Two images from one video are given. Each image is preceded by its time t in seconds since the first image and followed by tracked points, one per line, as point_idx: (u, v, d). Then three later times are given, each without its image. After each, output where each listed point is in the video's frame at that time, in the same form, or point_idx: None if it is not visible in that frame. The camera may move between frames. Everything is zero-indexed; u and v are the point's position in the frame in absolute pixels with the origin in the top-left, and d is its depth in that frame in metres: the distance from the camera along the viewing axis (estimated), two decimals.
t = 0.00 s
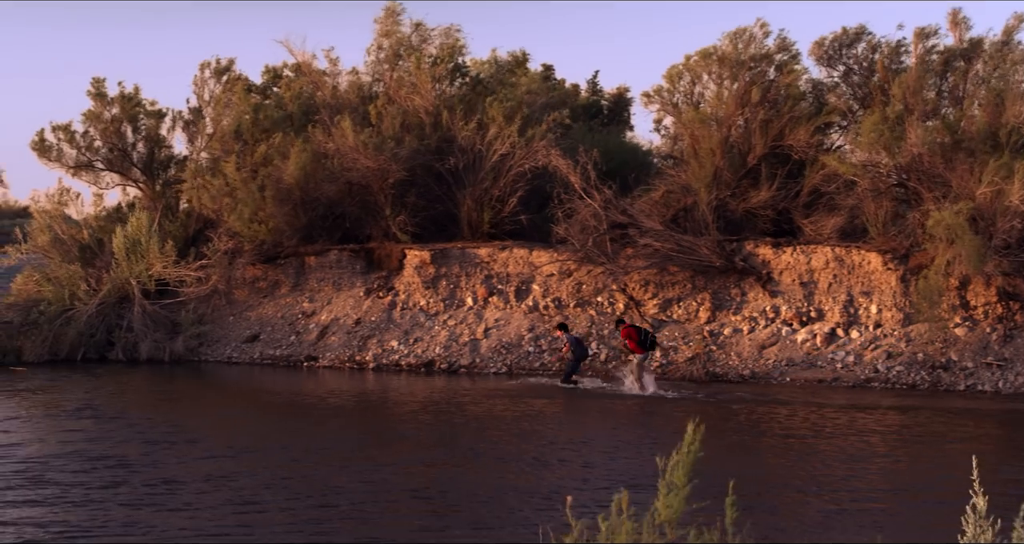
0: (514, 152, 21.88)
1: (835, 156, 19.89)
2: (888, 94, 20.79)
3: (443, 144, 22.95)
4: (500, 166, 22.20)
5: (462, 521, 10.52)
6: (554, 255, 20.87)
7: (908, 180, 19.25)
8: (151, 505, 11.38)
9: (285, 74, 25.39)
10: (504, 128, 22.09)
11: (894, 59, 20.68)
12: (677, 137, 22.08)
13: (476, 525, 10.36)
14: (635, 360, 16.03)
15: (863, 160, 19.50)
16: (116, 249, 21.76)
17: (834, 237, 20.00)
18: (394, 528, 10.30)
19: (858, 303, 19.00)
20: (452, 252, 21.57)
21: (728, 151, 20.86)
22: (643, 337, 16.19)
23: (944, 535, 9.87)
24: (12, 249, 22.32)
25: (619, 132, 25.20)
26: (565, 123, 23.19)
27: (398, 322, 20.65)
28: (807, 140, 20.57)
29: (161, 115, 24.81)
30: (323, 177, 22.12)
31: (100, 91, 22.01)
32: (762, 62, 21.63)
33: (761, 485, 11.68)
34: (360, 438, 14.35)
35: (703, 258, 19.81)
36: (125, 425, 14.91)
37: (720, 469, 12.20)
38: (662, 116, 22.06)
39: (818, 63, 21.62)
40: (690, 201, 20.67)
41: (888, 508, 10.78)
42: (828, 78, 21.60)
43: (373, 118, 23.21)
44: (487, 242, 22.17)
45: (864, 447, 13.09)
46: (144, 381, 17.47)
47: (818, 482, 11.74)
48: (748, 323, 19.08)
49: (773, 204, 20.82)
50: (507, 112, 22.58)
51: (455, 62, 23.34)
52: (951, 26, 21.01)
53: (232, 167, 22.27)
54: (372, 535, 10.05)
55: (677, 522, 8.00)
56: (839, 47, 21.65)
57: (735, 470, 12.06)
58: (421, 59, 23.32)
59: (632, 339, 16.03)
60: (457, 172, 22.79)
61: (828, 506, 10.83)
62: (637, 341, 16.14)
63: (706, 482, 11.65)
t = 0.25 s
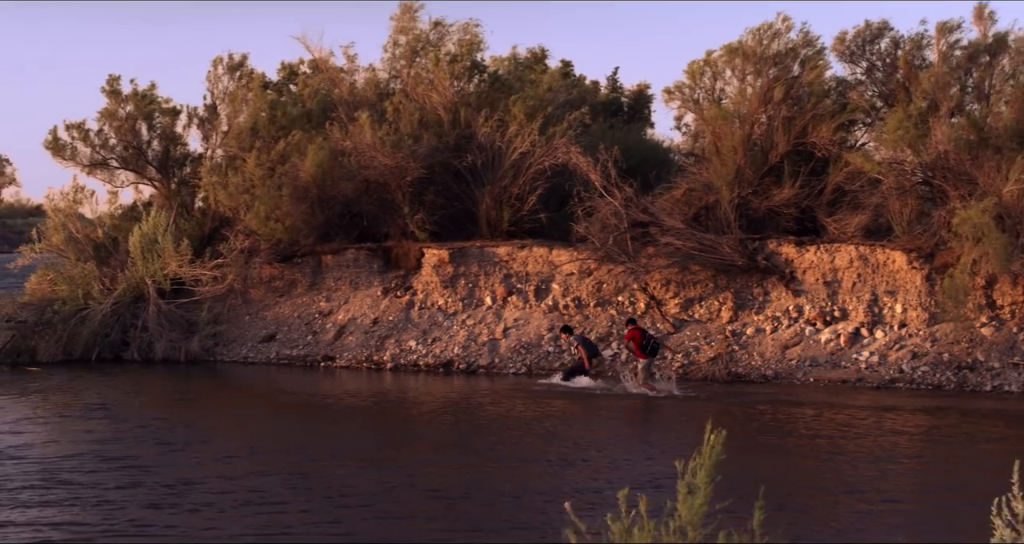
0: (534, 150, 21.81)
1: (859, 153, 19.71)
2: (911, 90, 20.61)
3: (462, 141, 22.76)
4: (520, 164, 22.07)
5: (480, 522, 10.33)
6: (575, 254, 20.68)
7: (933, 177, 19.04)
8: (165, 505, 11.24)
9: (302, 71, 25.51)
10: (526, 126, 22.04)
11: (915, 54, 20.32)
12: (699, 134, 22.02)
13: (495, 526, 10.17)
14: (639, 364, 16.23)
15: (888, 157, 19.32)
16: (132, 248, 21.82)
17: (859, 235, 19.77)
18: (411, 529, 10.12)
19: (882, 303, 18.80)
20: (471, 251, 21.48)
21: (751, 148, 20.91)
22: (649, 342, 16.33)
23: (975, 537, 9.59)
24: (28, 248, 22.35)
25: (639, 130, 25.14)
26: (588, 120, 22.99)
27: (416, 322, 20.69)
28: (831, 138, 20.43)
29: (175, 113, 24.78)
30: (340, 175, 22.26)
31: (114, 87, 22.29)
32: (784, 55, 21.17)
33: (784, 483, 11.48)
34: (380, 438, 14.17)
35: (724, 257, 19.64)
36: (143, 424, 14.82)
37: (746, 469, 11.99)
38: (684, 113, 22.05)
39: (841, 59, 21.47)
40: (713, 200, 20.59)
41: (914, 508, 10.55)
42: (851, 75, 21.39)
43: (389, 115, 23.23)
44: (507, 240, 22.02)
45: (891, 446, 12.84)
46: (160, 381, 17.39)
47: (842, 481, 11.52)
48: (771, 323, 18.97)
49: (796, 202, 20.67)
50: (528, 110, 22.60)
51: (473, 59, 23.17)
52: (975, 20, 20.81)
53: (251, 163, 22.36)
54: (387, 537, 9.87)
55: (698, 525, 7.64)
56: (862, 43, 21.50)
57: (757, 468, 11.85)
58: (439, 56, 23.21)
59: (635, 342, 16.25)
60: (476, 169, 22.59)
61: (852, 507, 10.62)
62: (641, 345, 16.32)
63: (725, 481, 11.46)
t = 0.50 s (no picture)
0: (551, 147, 21.68)
1: (881, 151, 19.58)
2: (935, 86, 20.55)
3: (479, 138, 22.55)
4: (537, 162, 21.91)
5: (500, 522, 10.13)
6: (592, 253, 20.50)
7: (957, 175, 18.94)
8: (178, 506, 11.06)
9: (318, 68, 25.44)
10: (543, 123, 21.92)
11: (940, 50, 20.41)
12: (718, 131, 21.90)
13: (515, 526, 9.96)
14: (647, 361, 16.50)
15: (910, 155, 19.22)
16: (144, 247, 21.69)
17: (880, 234, 19.52)
18: (429, 530, 9.91)
19: (904, 302, 18.66)
20: (487, 250, 21.29)
21: (771, 146, 20.78)
22: (656, 339, 16.60)
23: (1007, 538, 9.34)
24: (39, 247, 22.25)
25: (657, 127, 25.06)
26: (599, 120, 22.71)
27: (432, 321, 20.57)
28: (852, 135, 20.25)
29: (188, 111, 24.59)
30: (355, 173, 22.14)
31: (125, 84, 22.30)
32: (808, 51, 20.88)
33: (808, 482, 11.27)
34: (398, 438, 13.97)
35: (744, 256, 19.33)
36: (157, 424, 14.67)
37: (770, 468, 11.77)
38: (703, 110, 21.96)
39: (862, 55, 21.38)
40: (732, 198, 20.45)
41: (941, 508, 10.33)
42: (873, 71, 21.38)
43: (405, 112, 23.22)
44: (524, 239, 21.87)
45: (918, 445, 12.59)
46: (173, 381, 17.25)
47: (867, 480, 11.31)
48: (791, 323, 18.79)
49: (817, 200, 20.45)
50: (546, 108, 22.53)
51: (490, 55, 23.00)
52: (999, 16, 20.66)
53: (266, 161, 22.33)
54: (405, 537, 9.66)
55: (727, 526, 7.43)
56: (881, 40, 21.35)
57: (780, 467, 11.66)
58: (456, 53, 23.14)
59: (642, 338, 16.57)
60: (492, 167, 22.41)
61: (878, 506, 10.42)
62: (648, 342, 16.59)
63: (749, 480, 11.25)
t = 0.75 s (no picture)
0: (568, 146, 21.58)
1: (901, 148, 19.46)
2: (956, 82, 20.48)
3: (494, 136, 22.56)
4: (552, 159, 21.78)
5: (519, 523, 9.97)
6: (608, 251, 20.32)
7: (978, 173, 18.85)
8: (191, 507, 10.90)
9: (330, 65, 25.31)
10: (561, 121, 21.88)
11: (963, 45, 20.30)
12: (736, 128, 21.76)
13: (534, 527, 9.79)
14: (650, 365, 16.13)
15: (930, 153, 19.08)
16: (155, 246, 21.57)
17: (899, 233, 19.40)
18: (447, 532, 9.75)
19: (924, 302, 18.47)
20: (502, 249, 21.10)
21: (789, 144, 20.63)
22: (658, 343, 16.26)
23: None
24: (49, 245, 22.15)
25: (674, 124, 25.00)
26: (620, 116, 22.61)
27: (446, 321, 20.44)
28: (871, 134, 20.20)
29: (199, 108, 24.57)
30: (369, 171, 22.05)
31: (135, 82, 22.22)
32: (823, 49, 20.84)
33: (832, 474, 11.05)
34: (417, 437, 13.83)
35: (762, 255, 19.23)
36: (170, 424, 14.54)
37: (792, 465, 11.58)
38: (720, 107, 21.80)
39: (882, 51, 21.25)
40: (749, 197, 20.16)
41: (969, 505, 10.12)
42: (894, 66, 21.27)
43: (419, 109, 23.14)
44: (539, 238, 21.76)
45: (941, 445, 12.39)
46: (186, 381, 17.12)
47: (891, 474, 11.09)
48: (809, 323, 18.60)
49: (835, 199, 20.30)
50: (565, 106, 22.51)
51: (506, 52, 22.96)
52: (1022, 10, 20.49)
53: (276, 160, 22.20)
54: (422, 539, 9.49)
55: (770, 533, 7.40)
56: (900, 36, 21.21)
57: (801, 463, 11.47)
58: (472, 49, 23.11)
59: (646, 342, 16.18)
60: (507, 165, 22.28)
61: (905, 498, 10.21)
62: (652, 346, 16.22)
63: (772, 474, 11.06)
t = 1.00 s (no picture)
0: (583, 144, 21.47)
1: (918, 146, 19.53)
2: (974, 80, 20.53)
3: (508, 134, 22.52)
4: (567, 158, 21.66)
5: (534, 524, 9.81)
6: (621, 250, 20.19)
7: (995, 172, 18.91)
8: (205, 508, 10.77)
9: (340, 62, 25.08)
10: (577, 119, 21.70)
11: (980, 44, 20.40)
12: (751, 126, 21.69)
13: (551, 528, 9.63)
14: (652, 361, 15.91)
15: (948, 151, 19.20)
16: (166, 245, 21.50)
17: (917, 231, 19.32)
18: (462, 533, 9.59)
19: (941, 301, 18.36)
20: (515, 248, 20.97)
21: (805, 142, 20.63)
22: (660, 338, 16.06)
23: None
24: (59, 244, 22.04)
25: (688, 122, 24.92)
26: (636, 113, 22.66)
27: (459, 321, 20.33)
28: (887, 131, 20.15)
29: (209, 105, 24.40)
30: (380, 169, 21.90)
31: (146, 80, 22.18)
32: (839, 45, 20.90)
33: (854, 474, 10.90)
34: (436, 436, 13.73)
35: (778, 254, 19.13)
36: (182, 425, 14.41)
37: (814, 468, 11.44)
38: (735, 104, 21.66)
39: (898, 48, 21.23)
40: (765, 195, 20.16)
41: (996, 505, 9.96)
42: (909, 64, 21.27)
43: (433, 108, 22.87)
44: (552, 236, 21.62)
45: (963, 445, 12.23)
46: (199, 381, 17.01)
47: (915, 474, 10.94)
48: (825, 323, 18.48)
49: (852, 197, 20.22)
50: (582, 104, 22.33)
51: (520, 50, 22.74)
52: None
53: (287, 158, 22.26)
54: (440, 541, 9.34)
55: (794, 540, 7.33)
56: (918, 33, 21.30)
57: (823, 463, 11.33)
58: (487, 45, 22.94)
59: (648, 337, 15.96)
60: (522, 163, 22.32)
61: (927, 498, 10.04)
62: (653, 341, 16.01)
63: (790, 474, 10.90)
